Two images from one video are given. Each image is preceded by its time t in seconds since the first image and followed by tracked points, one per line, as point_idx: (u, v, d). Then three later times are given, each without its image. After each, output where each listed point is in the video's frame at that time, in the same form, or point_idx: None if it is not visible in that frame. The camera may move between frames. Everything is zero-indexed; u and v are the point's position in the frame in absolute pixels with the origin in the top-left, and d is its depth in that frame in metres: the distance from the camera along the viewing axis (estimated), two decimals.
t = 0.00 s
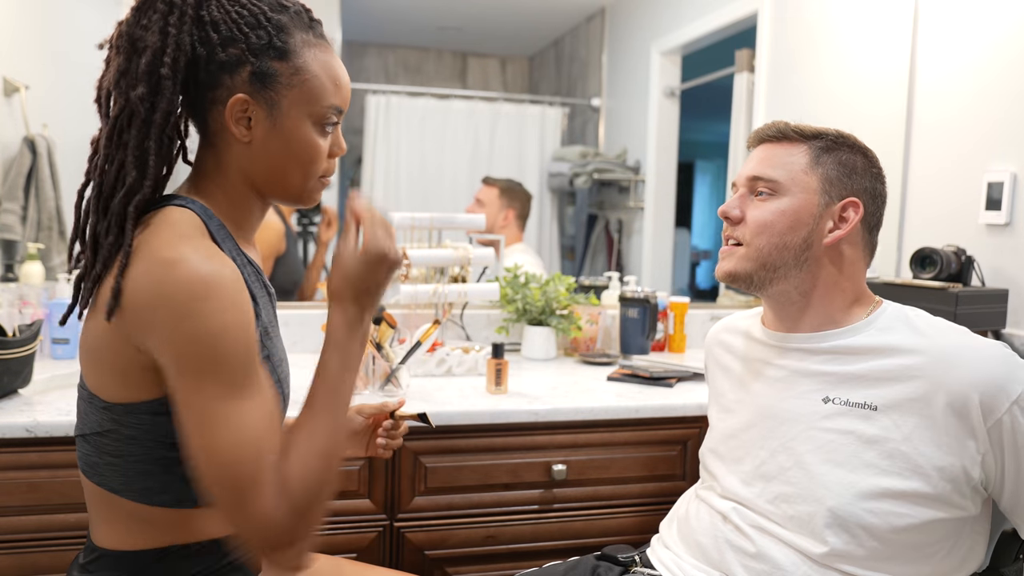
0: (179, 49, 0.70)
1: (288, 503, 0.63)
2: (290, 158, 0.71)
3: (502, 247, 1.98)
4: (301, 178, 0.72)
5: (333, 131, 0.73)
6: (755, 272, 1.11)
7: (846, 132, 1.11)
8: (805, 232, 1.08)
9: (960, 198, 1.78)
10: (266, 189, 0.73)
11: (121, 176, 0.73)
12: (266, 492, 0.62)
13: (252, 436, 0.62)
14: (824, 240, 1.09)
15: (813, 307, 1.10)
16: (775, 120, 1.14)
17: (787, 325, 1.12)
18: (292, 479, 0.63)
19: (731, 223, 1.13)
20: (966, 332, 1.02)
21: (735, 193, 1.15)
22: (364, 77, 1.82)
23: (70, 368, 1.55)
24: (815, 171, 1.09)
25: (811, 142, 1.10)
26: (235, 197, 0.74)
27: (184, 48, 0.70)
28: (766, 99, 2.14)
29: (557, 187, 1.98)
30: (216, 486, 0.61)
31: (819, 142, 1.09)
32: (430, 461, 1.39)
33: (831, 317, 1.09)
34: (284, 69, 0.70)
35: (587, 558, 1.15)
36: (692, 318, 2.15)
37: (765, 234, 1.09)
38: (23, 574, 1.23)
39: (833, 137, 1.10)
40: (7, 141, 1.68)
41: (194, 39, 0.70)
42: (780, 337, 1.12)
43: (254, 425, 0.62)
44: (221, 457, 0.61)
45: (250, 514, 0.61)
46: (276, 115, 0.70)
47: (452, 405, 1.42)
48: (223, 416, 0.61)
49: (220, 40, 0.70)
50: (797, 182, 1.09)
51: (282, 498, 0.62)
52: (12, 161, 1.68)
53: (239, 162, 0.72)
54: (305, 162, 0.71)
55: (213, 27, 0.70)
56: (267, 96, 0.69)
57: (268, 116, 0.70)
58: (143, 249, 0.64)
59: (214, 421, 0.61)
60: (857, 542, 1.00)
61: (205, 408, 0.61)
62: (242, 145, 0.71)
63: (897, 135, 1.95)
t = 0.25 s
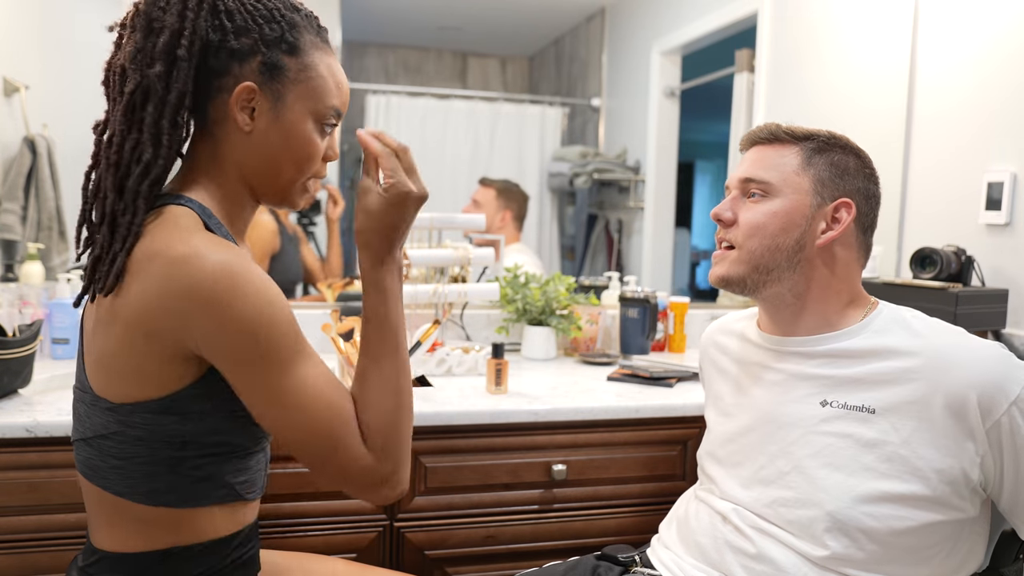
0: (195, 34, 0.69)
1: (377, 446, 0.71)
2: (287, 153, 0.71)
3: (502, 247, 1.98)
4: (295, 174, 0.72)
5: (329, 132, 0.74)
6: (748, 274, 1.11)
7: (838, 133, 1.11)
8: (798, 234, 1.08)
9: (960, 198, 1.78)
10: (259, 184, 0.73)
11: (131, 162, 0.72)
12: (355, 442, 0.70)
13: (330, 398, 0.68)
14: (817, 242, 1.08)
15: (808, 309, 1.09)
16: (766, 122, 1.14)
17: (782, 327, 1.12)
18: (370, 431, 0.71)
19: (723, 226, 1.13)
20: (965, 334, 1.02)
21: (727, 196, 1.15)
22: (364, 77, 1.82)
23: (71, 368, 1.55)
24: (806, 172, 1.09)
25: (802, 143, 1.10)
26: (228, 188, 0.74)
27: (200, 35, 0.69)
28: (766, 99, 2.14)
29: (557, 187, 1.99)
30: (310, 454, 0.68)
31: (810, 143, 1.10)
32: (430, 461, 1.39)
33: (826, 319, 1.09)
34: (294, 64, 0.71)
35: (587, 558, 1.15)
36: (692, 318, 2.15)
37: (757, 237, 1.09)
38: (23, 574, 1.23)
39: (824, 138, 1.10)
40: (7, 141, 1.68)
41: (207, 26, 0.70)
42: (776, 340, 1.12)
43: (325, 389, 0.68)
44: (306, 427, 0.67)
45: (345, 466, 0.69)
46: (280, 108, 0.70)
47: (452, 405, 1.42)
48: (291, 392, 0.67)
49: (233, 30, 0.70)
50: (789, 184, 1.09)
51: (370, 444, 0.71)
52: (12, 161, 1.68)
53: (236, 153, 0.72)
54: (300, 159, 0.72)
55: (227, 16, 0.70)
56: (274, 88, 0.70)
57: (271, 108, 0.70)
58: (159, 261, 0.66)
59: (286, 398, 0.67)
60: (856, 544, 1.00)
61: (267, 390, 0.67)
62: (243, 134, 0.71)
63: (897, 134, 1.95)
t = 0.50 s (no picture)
0: (234, 25, 0.66)
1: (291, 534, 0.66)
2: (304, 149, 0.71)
3: (502, 246, 1.98)
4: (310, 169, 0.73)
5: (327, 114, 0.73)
6: (744, 275, 1.11)
7: (833, 133, 1.11)
8: (794, 235, 1.08)
9: (960, 198, 1.78)
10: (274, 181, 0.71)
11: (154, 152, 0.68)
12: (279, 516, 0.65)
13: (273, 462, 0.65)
14: (814, 242, 1.08)
15: (805, 310, 1.09)
16: (762, 123, 1.14)
17: (779, 329, 1.12)
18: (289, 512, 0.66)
19: (720, 228, 1.13)
20: (964, 335, 1.02)
21: (723, 197, 1.15)
22: (364, 77, 1.83)
23: (70, 368, 1.55)
24: (802, 172, 1.09)
25: (798, 143, 1.10)
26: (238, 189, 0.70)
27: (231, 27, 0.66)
28: (766, 99, 2.14)
29: (557, 187, 1.99)
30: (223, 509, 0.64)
31: (806, 143, 1.09)
32: (430, 461, 1.39)
33: (823, 320, 1.09)
34: (313, 63, 0.72)
35: (587, 559, 1.15)
36: (692, 317, 2.15)
37: (753, 237, 1.09)
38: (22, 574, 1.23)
39: (820, 138, 1.10)
40: (7, 141, 1.68)
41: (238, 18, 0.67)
42: (774, 342, 1.11)
43: (273, 447, 0.65)
44: (236, 477, 0.64)
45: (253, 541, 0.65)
46: (304, 105, 0.70)
47: (452, 405, 1.42)
48: (245, 441, 0.64)
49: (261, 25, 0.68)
50: (785, 184, 1.09)
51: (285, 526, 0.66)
52: (12, 160, 1.68)
53: (258, 144, 0.69)
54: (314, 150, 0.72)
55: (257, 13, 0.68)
56: (301, 84, 0.70)
57: (297, 105, 0.70)
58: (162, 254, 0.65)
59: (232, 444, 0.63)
60: (856, 546, 1.00)
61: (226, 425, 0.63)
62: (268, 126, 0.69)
63: (897, 134, 1.95)
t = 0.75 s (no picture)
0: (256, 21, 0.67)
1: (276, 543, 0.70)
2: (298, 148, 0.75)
3: (501, 246, 1.98)
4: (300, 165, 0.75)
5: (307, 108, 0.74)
6: (744, 277, 1.10)
7: (832, 133, 1.11)
8: (794, 236, 1.08)
9: (960, 198, 1.78)
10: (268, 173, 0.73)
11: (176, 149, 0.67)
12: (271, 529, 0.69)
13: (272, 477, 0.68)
14: (814, 244, 1.08)
15: (806, 312, 1.09)
16: (760, 124, 1.14)
17: (779, 331, 1.11)
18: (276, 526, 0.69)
19: (719, 230, 1.13)
20: (964, 335, 1.02)
21: (722, 199, 1.15)
22: (364, 77, 1.83)
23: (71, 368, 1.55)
24: (801, 174, 1.08)
25: (796, 145, 1.10)
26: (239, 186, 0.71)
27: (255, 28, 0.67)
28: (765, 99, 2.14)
29: (557, 187, 1.99)
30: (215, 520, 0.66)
31: (805, 144, 1.09)
32: (430, 461, 1.40)
33: (824, 322, 1.09)
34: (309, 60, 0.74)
35: (587, 559, 1.15)
36: (692, 317, 2.15)
37: (753, 240, 1.09)
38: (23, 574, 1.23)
39: (818, 139, 1.10)
40: (7, 141, 1.68)
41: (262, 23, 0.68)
42: (774, 344, 1.11)
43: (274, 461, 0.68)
44: (236, 489, 0.66)
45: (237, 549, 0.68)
46: (303, 104, 0.73)
47: (452, 405, 1.42)
48: (250, 457, 0.66)
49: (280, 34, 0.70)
50: (784, 185, 1.09)
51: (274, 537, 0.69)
52: (12, 160, 1.68)
53: (261, 142, 0.71)
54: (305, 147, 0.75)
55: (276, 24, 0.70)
56: (302, 83, 0.73)
57: (298, 105, 0.73)
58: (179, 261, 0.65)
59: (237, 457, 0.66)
60: (856, 547, 1.00)
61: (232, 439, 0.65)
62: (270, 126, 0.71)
63: (897, 133, 1.94)
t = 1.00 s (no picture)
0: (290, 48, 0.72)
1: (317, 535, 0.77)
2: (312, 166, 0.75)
3: (501, 246, 1.98)
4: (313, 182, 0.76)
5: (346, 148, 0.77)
6: (744, 277, 1.10)
7: (832, 133, 1.11)
8: (793, 236, 1.08)
9: (960, 198, 1.78)
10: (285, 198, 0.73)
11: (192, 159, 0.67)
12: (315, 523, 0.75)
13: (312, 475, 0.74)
14: (814, 244, 1.08)
15: (806, 312, 1.09)
16: (759, 125, 1.14)
17: (779, 330, 1.11)
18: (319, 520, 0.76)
19: (719, 230, 1.13)
20: (965, 336, 1.02)
21: (723, 199, 1.15)
22: (363, 77, 1.83)
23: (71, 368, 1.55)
24: (800, 174, 1.08)
25: (795, 145, 1.10)
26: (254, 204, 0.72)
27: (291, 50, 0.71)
28: (765, 99, 2.14)
29: (557, 187, 1.99)
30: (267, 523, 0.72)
31: (804, 144, 1.09)
32: (430, 461, 1.40)
33: (824, 322, 1.09)
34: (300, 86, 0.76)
35: (587, 558, 1.15)
36: (692, 317, 2.15)
37: (753, 240, 1.09)
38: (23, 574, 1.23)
39: (818, 139, 1.10)
40: (7, 141, 1.68)
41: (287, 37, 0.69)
42: (775, 343, 1.11)
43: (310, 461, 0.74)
44: (281, 493, 0.72)
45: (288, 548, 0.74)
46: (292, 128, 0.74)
47: (452, 405, 1.42)
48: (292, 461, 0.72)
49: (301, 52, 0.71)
50: (784, 186, 1.09)
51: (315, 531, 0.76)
52: (12, 160, 1.68)
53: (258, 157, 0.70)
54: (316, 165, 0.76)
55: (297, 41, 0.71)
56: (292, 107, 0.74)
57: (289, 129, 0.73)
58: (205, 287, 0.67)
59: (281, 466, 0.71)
60: (856, 547, 1.00)
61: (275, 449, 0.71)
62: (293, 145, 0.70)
63: (897, 134, 1.95)
